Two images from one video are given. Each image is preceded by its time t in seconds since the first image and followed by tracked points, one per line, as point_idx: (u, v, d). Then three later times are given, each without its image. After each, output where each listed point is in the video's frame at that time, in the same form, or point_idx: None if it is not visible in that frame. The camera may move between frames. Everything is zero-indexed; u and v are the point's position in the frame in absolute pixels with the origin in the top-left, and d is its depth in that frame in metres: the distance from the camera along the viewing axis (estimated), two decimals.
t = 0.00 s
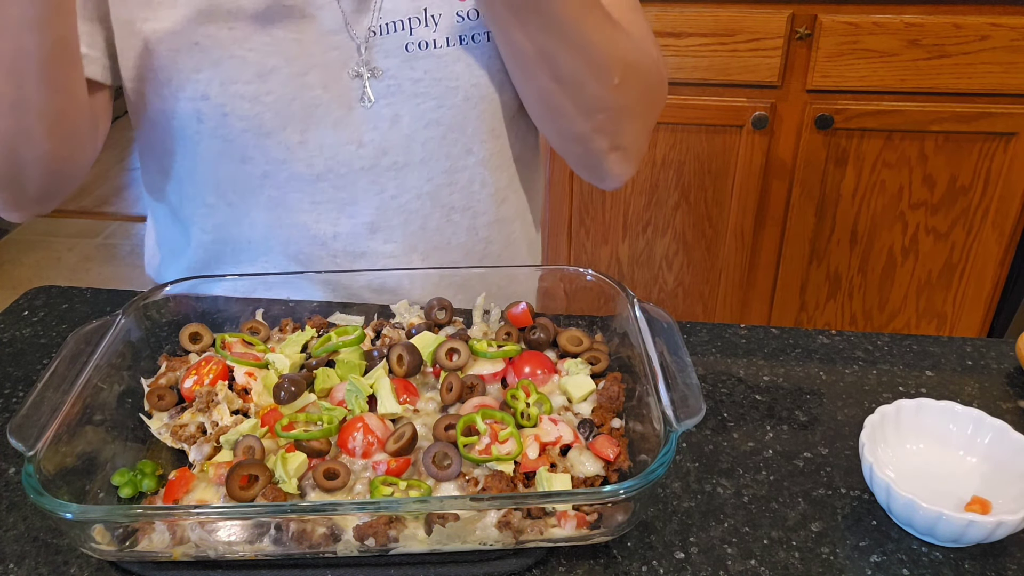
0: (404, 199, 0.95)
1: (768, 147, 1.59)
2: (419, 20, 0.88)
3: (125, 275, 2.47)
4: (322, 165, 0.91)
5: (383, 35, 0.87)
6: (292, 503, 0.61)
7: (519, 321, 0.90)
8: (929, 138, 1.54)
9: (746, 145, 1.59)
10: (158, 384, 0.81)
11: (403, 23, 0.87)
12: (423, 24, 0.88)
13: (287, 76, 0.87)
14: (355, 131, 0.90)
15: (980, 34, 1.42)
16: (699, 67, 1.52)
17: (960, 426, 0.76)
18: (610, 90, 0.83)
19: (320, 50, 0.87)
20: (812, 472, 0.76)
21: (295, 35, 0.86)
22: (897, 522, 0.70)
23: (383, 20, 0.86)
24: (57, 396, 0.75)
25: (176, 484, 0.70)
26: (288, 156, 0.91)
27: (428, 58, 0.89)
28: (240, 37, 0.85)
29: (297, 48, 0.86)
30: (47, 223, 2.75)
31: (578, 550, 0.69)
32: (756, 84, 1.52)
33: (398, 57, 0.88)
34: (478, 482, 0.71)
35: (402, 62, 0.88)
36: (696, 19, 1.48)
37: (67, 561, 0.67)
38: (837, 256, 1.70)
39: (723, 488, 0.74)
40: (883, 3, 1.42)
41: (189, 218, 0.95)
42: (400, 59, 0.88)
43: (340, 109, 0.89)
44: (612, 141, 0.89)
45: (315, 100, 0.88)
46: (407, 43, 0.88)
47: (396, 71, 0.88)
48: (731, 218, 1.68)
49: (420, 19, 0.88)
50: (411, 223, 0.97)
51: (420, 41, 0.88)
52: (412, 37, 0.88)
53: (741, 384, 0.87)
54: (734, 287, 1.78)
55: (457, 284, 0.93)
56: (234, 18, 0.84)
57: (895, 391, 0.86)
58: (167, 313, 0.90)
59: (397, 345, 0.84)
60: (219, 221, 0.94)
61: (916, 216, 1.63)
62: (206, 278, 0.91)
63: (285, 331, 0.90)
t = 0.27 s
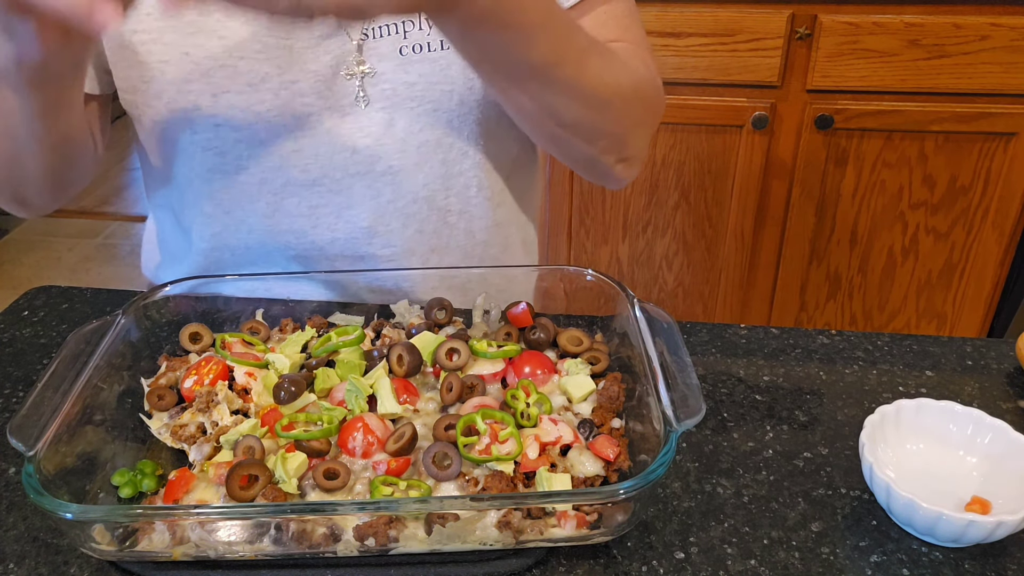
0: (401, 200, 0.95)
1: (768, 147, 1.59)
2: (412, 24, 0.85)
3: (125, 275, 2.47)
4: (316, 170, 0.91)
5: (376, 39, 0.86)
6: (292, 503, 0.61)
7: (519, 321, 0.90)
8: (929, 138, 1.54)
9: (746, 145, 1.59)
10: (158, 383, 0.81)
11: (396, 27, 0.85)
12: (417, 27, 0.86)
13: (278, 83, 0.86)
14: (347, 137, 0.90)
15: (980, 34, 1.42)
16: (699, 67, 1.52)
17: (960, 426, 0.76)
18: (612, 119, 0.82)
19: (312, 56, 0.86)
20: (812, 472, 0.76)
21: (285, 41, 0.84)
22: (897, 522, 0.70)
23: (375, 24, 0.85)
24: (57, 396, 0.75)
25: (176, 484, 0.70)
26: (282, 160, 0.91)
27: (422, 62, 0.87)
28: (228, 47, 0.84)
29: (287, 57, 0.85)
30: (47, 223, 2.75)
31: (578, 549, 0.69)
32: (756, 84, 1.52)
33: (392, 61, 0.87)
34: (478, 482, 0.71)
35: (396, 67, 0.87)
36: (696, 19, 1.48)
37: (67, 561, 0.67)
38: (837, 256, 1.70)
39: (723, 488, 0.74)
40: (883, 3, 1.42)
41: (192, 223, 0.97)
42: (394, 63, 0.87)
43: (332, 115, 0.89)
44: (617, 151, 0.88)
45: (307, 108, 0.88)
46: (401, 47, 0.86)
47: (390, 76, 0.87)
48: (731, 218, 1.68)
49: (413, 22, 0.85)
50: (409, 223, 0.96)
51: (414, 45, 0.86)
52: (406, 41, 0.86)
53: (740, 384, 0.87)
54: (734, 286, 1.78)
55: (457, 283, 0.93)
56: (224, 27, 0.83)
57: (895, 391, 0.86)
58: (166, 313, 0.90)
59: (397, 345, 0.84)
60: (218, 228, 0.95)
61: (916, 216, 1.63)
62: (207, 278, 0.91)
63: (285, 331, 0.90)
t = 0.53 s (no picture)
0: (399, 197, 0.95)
1: (768, 147, 1.59)
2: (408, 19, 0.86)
3: (124, 275, 2.47)
4: (312, 165, 0.92)
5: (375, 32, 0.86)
6: (292, 503, 0.61)
7: (519, 321, 0.90)
8: (929, 138, 1.54)
9: (746, 145, 1.59)
10: (158, 383, 0.81)
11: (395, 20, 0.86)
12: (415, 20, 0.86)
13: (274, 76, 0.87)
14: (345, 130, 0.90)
15: (980, 34, 1.42)
16: (699, 67, 1.52)
17: (960, 426, 0.76)
18: (587, 133, 0.86)
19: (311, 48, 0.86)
20: (812, 472, 0.76)
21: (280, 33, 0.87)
22: (897, 522, 0.70)
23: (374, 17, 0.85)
24: (57, 396, 0.75)
25: (176, 484, 0.70)
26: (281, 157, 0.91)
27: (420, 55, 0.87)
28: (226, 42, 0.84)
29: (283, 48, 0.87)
30: (47, 223, 2.75)
31: (578, 550, 0.69)
32: (756, 84, 1.52)
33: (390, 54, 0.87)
34: (478, 482, 0.71)
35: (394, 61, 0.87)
36: (696, 19, 1.48)
37: (67, 561, 0.67)
38: (837, 256, 1.70)
39: (723, 488, 0.74)
40: (883, 3, 1.42)
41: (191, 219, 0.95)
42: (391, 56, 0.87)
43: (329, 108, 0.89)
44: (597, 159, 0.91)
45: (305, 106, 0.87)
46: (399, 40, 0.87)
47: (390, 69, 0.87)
48: (731, 218, 1.68)
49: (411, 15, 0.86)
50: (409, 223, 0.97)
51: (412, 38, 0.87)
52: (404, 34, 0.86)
53: (741, 384, 0.87)
54: (734, 286, 1.78)
55: (457, 283, 0.93)
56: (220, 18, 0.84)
57: (895, 391, 0.86)
58: (166, 313, 0.90)
59: (397, 345, 0.84)
60: (216, 223, 0.95)
61: (916, 216, 1.63)
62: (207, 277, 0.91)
63: (285, 331, 0.90)
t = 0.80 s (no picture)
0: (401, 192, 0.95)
1: (768, 147, 1.59)
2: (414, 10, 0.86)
3: (124, 275, 2.47)
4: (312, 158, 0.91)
5: (379, 24, 0.85)
6: (292, 503, 0.61)
7: (519, 321, 0.90)
8: (929, 138, 1.54)
9: (746, 145, 1.59)
10: (158, 383, 0.81)
11: (400, 11, 0.85)
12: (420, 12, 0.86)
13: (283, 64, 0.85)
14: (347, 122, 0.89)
15: (980, 34, 1.42)
16: (699, 67, 1.52)
17: (960, 426, 0.76)
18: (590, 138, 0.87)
19: (315, 39, 0.85)
20: (812, 472, 0.76)
21: (288, 21, 0.83)
22: (897, 522, 0.70)
23: (379, 9, 0.85)
24: (57, 396, 0.75)
25: (176, 484, 0.70)
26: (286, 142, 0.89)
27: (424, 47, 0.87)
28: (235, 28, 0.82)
29: (292, 36, 0.84)
30: (47, 223, 2.75)
31: (578, 550, 0.69)
32: (756, 84, 1.52)
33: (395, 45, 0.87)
34: (478, 482, 0.71)
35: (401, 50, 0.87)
36: (696, 19, 1.48)
37: (67, 561, 0.67)
38: (837, 256, 1.70)
39: (723, 488, 0.74)
40: (883, 3, 1.42)
41: (190, 216, 0.94)
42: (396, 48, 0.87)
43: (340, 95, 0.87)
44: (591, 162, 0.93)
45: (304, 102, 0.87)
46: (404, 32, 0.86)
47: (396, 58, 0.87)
48: (731, 218, 1.68)
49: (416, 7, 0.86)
50: (408, 223, 0.97)
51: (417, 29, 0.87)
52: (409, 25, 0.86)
53: (740, 384, 0.87)
54: (734, 286, 1.78)
55: (457, 283, 0.93)
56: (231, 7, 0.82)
57: (895, 391, 0.86)
58: (166, 313, 0.90)
59: (397, 345, 0.84)
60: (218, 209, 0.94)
61: (915, 216, 1.63)
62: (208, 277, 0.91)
63: (285, 331, 0.91)
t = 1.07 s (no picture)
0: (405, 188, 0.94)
1: (768, 147, 1.59)
2: (413, 9, 0.85)
3: (124, 275, 2.47)
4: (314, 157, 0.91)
5: (378, 22, 0.85)
6: (292, 503, 0.61)
7: (519, 321, 0.90)
8: (929, 138, 1.54)
9: (746, 145, 1.59)
10: (158, 384, 0.81)
11: (399, 10, 0.85)
12: (418, 11, 0.86)
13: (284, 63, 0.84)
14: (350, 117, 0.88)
15: (980, 34, 1.42)
16: (699, 68, 1.52)
17: (960, 426, 0.76)
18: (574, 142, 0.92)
19: (316, 37, 0.84)
20: (812, 472, 0.76)
21: (290, 21, 0.82)
22: (897, 522, 0.70)
23: (377, 8, 0.84)
24: (57, 396, 0.75)
25: (176, 484, 0.70)
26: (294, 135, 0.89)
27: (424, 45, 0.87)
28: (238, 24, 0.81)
29: (294, 35, 0.83)
30: (47, 223, 2.75)
31: (578, 550, 0.69)
32: (756, 84, 1.52)
33: (395, 44, 0.86)
34: (478, 482, 0.71)
35: (400, 49, 0.86)
36: (696, 19, 1.48)
37: (67, 561, 0.67)
38: (837, 256, 1.70)
39: (723, 488, 0.74)
40: (883, 3, 1.42)
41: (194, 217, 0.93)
42: (397, 45, 0.86)
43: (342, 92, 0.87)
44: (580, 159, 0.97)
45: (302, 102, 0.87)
46: (404, 30, 0.86)
47: (394, 57, 0.87)
48: (731, 218, 1.68)
49: (415, 6, 0.85)
50: (408, 223, 0.97)
51: (417, 28, 0.86)
52: (409, 24, 0.86)
53: (740, 384, 0.87)
54: (734, 286, 1.78)
55: (457, 283, 0.93)
56: (232, 7, 0.80)
57: (895, 391, 0.86)
58: (166, 313, 0.90)
59: (397, 345, 0.84)
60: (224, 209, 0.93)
61: (915, 216, 1.63)
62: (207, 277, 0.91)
63: (285, 331, 0.90)
